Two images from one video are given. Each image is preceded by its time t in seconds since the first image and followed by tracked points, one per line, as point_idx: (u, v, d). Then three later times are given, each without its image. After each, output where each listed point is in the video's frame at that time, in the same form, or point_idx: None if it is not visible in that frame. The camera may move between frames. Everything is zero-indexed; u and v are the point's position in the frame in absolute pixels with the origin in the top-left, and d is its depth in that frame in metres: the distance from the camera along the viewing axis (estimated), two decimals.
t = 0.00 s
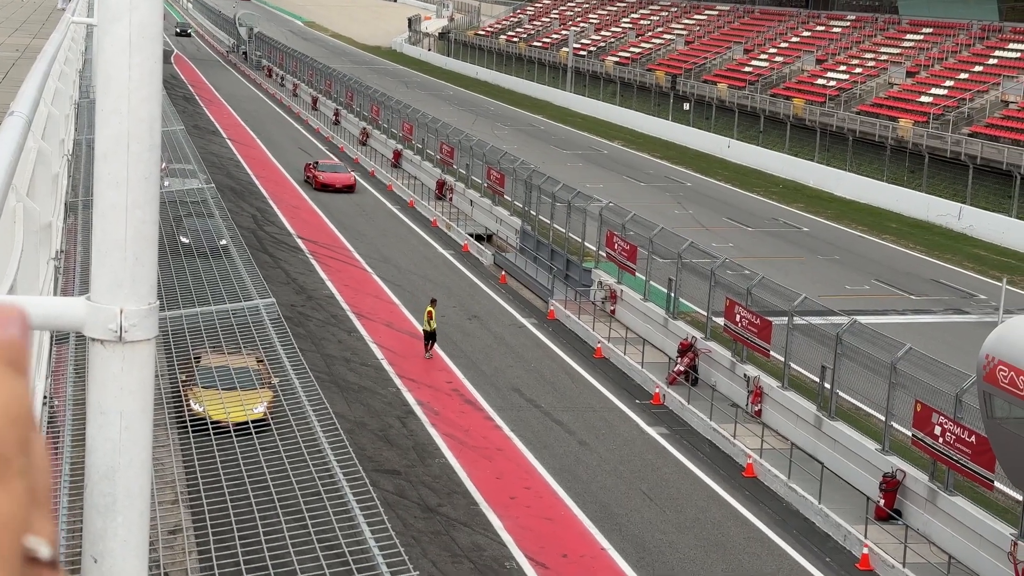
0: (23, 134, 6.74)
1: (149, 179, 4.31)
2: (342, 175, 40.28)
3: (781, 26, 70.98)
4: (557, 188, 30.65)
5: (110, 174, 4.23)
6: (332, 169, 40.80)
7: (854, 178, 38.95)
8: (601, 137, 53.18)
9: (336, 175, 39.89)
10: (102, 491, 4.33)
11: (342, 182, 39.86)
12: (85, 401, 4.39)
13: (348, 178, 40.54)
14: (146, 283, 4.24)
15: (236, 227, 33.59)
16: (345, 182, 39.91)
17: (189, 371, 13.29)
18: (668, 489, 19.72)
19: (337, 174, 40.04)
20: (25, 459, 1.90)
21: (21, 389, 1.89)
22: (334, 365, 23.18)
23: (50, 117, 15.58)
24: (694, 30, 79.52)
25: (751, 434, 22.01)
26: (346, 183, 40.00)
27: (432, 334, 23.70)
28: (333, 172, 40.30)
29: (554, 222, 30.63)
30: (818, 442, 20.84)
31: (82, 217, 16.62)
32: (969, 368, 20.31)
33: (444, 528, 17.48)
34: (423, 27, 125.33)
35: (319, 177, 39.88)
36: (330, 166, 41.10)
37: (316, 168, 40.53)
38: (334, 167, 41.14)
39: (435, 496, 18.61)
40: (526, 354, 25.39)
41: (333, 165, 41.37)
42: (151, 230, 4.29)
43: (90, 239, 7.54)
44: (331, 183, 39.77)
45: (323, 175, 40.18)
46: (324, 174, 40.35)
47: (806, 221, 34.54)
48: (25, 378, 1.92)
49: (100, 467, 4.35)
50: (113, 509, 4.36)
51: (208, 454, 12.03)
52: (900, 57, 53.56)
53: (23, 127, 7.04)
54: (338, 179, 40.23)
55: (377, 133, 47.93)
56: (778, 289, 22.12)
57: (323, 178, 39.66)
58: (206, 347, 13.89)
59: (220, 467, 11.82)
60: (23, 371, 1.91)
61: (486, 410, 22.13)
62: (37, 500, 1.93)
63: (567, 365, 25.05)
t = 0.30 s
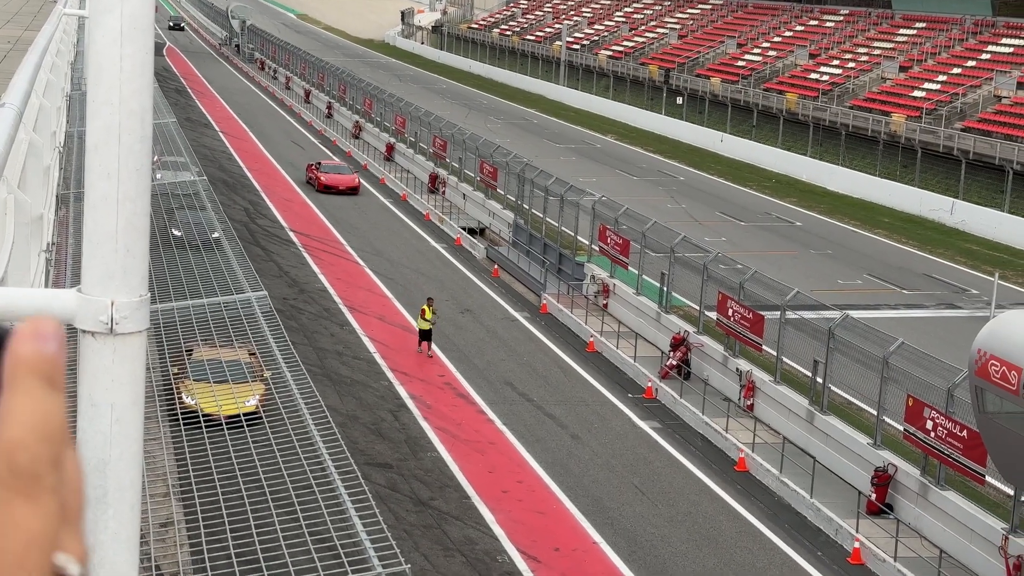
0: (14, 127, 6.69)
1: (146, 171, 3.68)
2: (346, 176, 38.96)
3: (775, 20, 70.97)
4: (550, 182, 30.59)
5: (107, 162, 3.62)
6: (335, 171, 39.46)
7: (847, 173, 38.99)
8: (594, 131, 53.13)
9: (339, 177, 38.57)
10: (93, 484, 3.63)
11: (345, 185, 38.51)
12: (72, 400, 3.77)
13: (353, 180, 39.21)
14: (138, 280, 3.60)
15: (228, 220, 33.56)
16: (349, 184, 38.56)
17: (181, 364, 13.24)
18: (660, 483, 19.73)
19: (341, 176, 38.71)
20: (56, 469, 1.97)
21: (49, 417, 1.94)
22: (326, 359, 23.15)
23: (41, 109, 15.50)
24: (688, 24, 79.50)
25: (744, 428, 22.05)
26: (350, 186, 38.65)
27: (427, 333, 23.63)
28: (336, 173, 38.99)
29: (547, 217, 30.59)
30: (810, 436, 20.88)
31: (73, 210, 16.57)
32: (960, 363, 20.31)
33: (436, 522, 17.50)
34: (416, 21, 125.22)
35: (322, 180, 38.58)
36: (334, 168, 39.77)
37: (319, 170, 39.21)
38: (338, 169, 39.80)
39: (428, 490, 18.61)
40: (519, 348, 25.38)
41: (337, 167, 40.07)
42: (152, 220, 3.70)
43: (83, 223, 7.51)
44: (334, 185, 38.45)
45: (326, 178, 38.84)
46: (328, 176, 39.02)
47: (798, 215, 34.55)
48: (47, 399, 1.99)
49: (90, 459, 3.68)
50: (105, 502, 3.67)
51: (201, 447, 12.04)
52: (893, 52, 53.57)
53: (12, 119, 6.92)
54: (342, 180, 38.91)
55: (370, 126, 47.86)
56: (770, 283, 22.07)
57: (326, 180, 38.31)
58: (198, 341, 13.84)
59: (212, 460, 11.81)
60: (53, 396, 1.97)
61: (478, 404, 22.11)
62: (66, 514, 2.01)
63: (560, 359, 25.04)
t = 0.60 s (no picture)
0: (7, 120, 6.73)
1: (131, 161, 5.20)
2: (348, 177, 37.79)
3: (767, 13, 71.06)
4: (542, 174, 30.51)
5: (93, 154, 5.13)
6: (337, 171, 38.26)
7: (839, 165, 39.08)
8: (587, 124, 53.11)
9: (343, 178, 37.42)
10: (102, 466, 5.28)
11: (349, 186, 37.35)
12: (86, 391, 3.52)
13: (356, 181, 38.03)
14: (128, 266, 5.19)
15: (220, 211, 33.50)
16: (353, 185, 37.41)
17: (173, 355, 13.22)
18: (651, 475, 19.77)
19: (344, 177, 37.55)
20: (78, 488, 1.52)
21: (76, 426, 1.50)
22: (318, 351, 23.14)
23: (33, 100, 15.46)
24: (680, 17, 79.54)
25: (735, 421, 22.07)
26: (354, 187, 37.49)
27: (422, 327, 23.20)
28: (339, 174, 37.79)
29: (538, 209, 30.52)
30: (802, 429, 20.93)
31: (65, 201, 16.54)
32: (952, 356, 20.33)
33: (428, 514, 17.52)
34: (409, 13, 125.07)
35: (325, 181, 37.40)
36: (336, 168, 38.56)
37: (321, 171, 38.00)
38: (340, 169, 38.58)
39: (419, 482, 18.60)
40: (511, 340, 25.37)
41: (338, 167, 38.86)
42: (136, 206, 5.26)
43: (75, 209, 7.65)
44: (337, 186, 37.28)
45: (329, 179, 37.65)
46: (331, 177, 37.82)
47: (790, 208, 34.59)
48: (71, 411, 1.50)
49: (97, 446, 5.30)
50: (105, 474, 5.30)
51: (194, 440, 12.03)
52: (885, 45, 53.65)
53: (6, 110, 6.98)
54: (345, 181, 37.74)
55: (362, 118, 47.78)
56: (763, 276, 22.07)
57: (328, 180, 37.33)
58: (190, 333, 13.82)
59: (205, 453, 11.80)
60: (82, 405, 1.50)
61: (470, 396, 22.12)
62: (91, 531, 1.53)
63: (552, 351, 25.05)
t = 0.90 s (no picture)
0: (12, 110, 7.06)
1: (121, 153, 5.94)
2: (351, 177, 36.51)
3: (758, 6, 71.10)
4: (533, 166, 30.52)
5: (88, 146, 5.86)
6: (340, 170, 36.96)
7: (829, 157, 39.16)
8: (578, 115, 53.10)
9: (345, 178, 36.15)
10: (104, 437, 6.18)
11: (352, 187, 36.06)
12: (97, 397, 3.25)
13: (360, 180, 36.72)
14: (120, 260, 5.93)
15: (211, 203, 33.48)
16: (356, 186, 36.14)
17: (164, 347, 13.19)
18: (642, 466, 19.82)
19: (346, 177, 36.26)
20: (116, 513, 1.53)
21: (116, 451, 1.53)
22: (310, 343, 23.15)
23: (23, 91, 15.44)
24: (671, 9, 79.55)
25: (726, 412, 22.14)
26: (357, 188, 36.20)
27: (416, 322, 23.32)
28: (341, 174, 36.47)
29: (530, 201, 30.53)
30: (792, 420, 21.00)
31: (55, 192, 16.53)
32: (943, 347, 20.39)
33: (420, 506, 17.58)
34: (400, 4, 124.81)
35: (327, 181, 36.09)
36: (339, 167, 37.23)
37: (324, 171, 36.70)
38: (343, 168, 37.23)
39: (411, 473, 18.65)
40: (503, 332, 25.40)
41: (341, 166, 37.53)
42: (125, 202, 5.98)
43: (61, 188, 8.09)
44: (340, 187, 36.01)
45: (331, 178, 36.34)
46: (333, 176, 36.51)
47: (781, 200, 34.67)
48: (113, 436, 1.53)
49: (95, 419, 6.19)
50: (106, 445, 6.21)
51: (184, 430, 12.02)
52: (875, 38, 53.74)
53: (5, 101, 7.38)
54: (348, 181, 36.46)
55: (354, 109, 47.74)
56: (754, 268, 22.09)
57: (330, 181, 35.82)
58: (182, 324, 13.79)
59: (195, 444, 11.80)
60: (121, 431, 1.53)
61: (461, 387, 22.14)
62: (127, 555, 1.55)
63: (543, 343, 25.09)
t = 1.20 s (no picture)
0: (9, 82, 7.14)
1: (108, 140, 6.25)
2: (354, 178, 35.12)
3: None
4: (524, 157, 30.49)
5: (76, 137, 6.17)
6: (343, 171, 35.56)
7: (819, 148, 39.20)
8: (569, 106, 53.06)
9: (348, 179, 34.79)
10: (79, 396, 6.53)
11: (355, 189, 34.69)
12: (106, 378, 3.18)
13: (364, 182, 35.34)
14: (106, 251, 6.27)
15: (201, 194, 33.43)
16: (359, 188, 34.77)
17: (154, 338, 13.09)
18: (633, 457, 19.85)
19: (349, 178, 34.88)
20: (156, 537, 1.40)
21: (160, 474, 1.40)
22: (300, 334, 23.12)
23: (11, 80, 15.40)
24: None
25: (716, 403, 22.19)
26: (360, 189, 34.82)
27: (405, 314, 23.18)
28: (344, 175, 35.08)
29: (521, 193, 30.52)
30: (782, 411, 21.05)
31: (44, 182, 16.51)
32: (932, 338, 20.42)
33: (410, 497, 17.62)
34: None
35: (329, 183, 34.74)
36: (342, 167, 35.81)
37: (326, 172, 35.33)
38: (346, 169, 35.80)
39: (401, 464, 18.67)
40: (493, 323, 25.41)
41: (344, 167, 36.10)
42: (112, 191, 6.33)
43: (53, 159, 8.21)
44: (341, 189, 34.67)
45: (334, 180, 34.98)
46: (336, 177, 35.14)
47: (771, 191, 34.73)
48: (154, 451, 1.40)
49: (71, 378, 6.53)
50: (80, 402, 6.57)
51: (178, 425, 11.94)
52: (866, 29, 53.80)
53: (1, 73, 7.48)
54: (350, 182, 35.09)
55: (344, 100, 47.70)
56: (745, 259, 21.81)
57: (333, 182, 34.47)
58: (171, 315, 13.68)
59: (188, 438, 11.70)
60: (166, 450, 1.41)
61: (452, 379, 22.16)
62: None
63: (534, 334, 25.11)
